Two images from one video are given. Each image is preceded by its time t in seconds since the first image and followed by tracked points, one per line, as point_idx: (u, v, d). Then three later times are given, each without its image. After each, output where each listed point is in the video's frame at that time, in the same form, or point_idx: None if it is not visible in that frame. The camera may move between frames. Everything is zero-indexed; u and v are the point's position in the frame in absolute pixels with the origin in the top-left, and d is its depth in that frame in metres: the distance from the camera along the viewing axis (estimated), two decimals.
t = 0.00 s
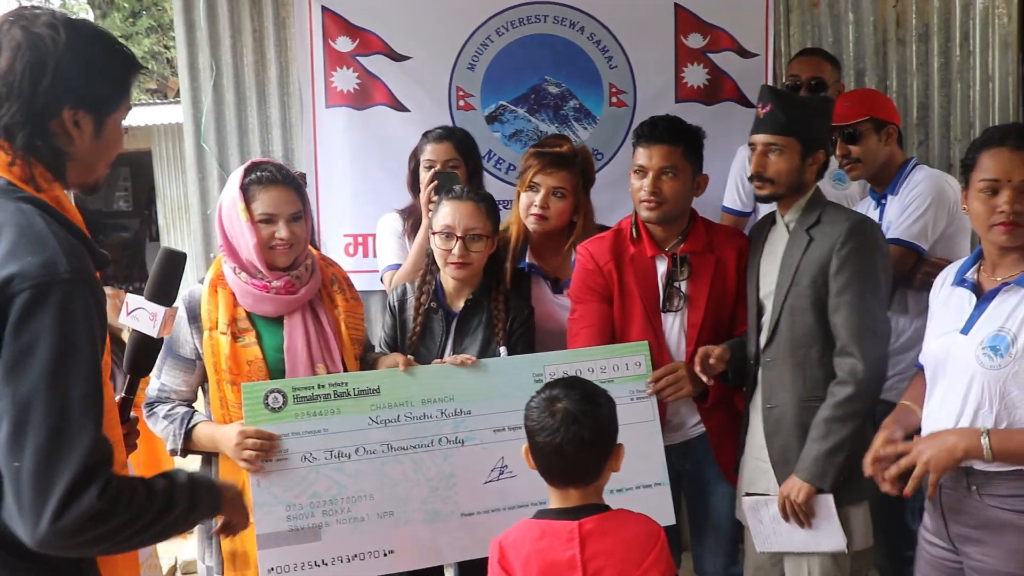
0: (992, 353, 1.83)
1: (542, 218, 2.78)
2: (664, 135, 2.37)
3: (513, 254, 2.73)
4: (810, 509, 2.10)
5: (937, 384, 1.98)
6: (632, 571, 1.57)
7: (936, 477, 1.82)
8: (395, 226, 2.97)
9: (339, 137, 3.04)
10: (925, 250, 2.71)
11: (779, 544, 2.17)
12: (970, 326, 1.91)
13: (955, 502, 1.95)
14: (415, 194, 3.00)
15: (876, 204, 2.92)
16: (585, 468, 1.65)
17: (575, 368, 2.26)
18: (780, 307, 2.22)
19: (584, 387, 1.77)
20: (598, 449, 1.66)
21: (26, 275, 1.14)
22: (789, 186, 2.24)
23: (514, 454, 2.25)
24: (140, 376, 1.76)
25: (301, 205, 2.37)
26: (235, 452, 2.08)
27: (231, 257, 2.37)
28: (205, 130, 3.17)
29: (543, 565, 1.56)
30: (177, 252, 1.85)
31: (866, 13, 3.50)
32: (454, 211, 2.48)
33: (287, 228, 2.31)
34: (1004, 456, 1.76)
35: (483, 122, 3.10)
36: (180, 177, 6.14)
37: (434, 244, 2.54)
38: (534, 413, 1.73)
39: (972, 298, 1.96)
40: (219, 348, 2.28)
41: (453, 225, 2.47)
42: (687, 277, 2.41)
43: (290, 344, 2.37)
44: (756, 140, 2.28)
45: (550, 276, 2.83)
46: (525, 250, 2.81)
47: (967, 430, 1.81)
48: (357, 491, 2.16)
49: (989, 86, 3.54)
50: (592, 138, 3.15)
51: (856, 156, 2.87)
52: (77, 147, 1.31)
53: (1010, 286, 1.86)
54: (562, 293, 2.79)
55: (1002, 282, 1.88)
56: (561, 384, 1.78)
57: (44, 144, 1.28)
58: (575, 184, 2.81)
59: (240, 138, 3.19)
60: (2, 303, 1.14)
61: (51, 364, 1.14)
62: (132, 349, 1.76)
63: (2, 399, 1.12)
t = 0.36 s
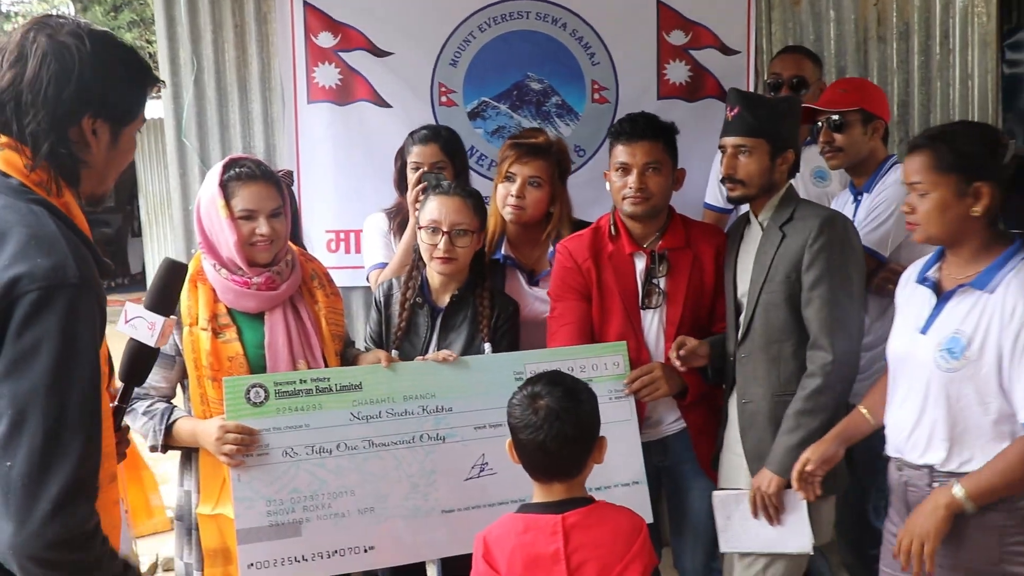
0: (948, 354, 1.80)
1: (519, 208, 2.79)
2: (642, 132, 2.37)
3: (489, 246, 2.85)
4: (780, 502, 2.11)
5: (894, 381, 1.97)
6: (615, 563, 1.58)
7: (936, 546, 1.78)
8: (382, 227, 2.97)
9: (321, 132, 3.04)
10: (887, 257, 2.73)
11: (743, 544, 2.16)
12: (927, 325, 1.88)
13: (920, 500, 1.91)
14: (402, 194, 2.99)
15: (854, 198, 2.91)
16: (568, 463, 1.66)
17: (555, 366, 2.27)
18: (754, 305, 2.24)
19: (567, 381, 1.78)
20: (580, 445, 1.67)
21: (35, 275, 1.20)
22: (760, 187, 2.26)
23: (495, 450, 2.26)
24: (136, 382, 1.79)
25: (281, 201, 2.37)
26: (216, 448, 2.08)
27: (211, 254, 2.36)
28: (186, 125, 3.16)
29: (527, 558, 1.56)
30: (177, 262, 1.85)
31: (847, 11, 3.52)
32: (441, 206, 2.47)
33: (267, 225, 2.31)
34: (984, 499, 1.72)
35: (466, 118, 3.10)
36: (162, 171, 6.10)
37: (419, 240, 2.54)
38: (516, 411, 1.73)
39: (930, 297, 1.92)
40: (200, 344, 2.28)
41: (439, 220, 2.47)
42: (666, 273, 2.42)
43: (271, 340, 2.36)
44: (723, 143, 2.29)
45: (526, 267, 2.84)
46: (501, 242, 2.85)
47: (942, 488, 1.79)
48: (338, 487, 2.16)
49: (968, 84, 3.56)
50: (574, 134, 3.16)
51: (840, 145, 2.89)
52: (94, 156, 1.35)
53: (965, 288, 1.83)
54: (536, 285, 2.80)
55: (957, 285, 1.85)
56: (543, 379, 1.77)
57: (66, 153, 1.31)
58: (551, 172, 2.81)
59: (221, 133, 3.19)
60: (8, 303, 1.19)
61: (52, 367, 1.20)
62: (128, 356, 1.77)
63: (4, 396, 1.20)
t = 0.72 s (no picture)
0: (870, 347, 1.86)
1: (491, 193, 2.81)
2: (615, 131, 2.38)
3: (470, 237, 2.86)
4: (741, 518, 2.13)
5: (830, 377, 2.02)
6: (598, 562, 1.57)
7: None
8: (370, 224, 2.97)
9: (303, 128, 3.02)
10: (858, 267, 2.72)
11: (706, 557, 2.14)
12: (859, 321, 1.94)
13: (859, 497, 1.94)
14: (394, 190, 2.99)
15: (829, 204, 2.92)
16: (553, 460, 1.65)
17: (535, 364, 2.28)
18: (729, 307, 2.24)
19: (552, 378, 1.78)
20: (565, 442, 1.67)
21: (6, 274, 1.18)
22: (745, 187, 2.26)
23: (475, 448, 2.26)
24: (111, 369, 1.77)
25: (260, 196, 2.35)
26: (195, 444, 2.07)
27: (189, 250, 2.35)
28: (168, 118, 3.13)
29: (510, 557, 1.56)
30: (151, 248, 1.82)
31: (829, 13, 3.54)
32: (423, 202, 2.47)
33: (245, 221, 2.30)
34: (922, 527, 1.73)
35: (448, 116, 3.10)
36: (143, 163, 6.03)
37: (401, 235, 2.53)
38: (502, 408, 1.73)
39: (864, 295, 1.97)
40: (178, 340, 2.26)
41: (420, 216, 2.46)
42: (643, 271, 2.43)
43: (250, 336, 2.35)
44: (712, 140, 2.30)
45: (504, 256, 2.82)
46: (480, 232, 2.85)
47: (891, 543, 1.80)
48: (317, 485, 2.15)
49: (948, 88, 3.60)
50: (557, 133, 3.16)
51: (810, 149, 2.91)
52: (55, 133, 1.35)
53: (889, 285, 1.87)
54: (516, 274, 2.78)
55: (883, 282, 1.89)
56: (529, 377, 1.77)
57: (22, 129, 1.32)
58: (516, 155, 2.84)
59: (203, 127, 3.16)
60: None
61: (39, 368, 1.19)
62: (104, 341, 1.74)
63: None
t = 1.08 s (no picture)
0: (828, 347, 1.88)
1: (470, 188, 2.80)
2: (592, 134, 2.38)
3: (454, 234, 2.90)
4: (717, 522, 2.13)
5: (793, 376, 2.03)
6: (597, 556, 1.59)
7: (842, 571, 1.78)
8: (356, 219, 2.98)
9: (289, 125, 3.02)
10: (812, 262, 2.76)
11: (689, 553, 2.22)
12: (819, 319, 1.96)
13: (821, 490, 1.95)
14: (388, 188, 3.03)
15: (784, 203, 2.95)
16: (548, 455, 1.64)
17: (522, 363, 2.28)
18: (713, 309, 2.24)
19: (553, 374, 1.77)
20: (563, 438, 1.66)
21: None
22: (733, 188, 2.26)
23: (460, 447, 2.26)
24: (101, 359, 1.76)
25: (246, 191, 2.35)
26: (181, 441, 2.06)
27: (175, 246, 2.33)
28: (154, 114, 3.12)
29: (510, 553, 1.56)
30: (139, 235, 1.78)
31: (816, 14, 3.55)
32: (407, 200, 2.46)
33: (231, 216, 2.29)
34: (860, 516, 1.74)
35: (435, 113, 3.09)
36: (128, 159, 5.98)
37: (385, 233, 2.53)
38: (501, 401, 1.72)
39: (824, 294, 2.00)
40: (164, 336, 2.25)
41: (403, 213, 2.46)
42: (625, 269, 2.44)
43: (235, 334, 2.34)
44: (700, 140, 2.29)
45: (486, 253, 2.82)
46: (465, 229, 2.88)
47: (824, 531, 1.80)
48: (301, 483, 2.15)
49: (933, 89, 3.59)
50: (544, 131, 3.16)
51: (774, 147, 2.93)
52: (19, 119, 1.35)
53: (846, 285, 1.90)
54: (499, 269, 2.77)
55: (840, 281, 1.92)
56: (529, 372, 1.76)
57: None
58: (494, 150, 2.84)
59: (189, 123, 3.15)
60: None
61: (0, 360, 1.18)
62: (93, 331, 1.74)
63: None
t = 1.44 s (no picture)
0: (834, 335, 1.90)
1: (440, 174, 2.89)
2: (575, 120, 2.37)
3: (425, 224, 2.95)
4: (717, 516, 2.11)
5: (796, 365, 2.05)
6: (596, 548, 1.58)
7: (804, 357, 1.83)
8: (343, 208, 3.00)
9: (279, 115, 3.00)
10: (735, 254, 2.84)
11: (689, 549, 2.17)
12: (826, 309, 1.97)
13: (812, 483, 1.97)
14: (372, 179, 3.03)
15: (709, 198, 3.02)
16: (550, 442, 1.64)
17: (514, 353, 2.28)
18: (707, 302, 2.24)
19: (557, 364, 1.77)
20: (566, 427, 1.66)
21: None
22: (726, 178, 2.25)
23: (452, 436, 2.26)
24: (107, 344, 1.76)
25: (235, 180, 2.34)
26: (175, 430, 2.06)
27: (164, 237, 2.32)
28: (143, 105, 3.10)
29: (510, 541, 1.56)
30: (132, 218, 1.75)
31: (807, 5, 3.55)
32: (393, 191, 2.46)
33: (220, 205, 2.28)
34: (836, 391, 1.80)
35: (426, 104, 3.08)
36: (116, 151, 5.92)
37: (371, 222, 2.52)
38: (506, 387, 1.73)
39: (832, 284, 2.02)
40: (154, 327, 2.25)
41: (388, 203, 2.45)
42: (611, 259, 2.44)
43: (225, 325, 2.33)
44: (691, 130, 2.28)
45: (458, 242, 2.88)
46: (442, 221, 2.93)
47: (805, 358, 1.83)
48: (294, 472, 2.15)
49: (925, 80, 3.61)
50: (535, 122, 3.15)
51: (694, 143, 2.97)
52: None
53: (857, 275, 1.91)
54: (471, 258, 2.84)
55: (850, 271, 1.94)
56: (534, 360, 1.77)
57: None
58: (462, 138, 2.92)
59: (178, 114, 3.14)
60: None
61: None
62: (97, 318, 1.73)
63: None
